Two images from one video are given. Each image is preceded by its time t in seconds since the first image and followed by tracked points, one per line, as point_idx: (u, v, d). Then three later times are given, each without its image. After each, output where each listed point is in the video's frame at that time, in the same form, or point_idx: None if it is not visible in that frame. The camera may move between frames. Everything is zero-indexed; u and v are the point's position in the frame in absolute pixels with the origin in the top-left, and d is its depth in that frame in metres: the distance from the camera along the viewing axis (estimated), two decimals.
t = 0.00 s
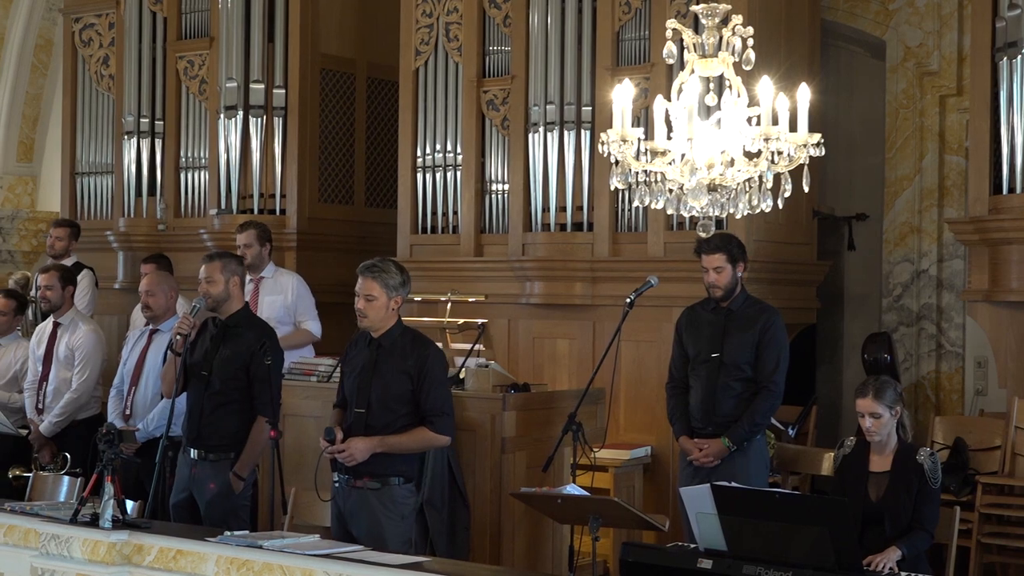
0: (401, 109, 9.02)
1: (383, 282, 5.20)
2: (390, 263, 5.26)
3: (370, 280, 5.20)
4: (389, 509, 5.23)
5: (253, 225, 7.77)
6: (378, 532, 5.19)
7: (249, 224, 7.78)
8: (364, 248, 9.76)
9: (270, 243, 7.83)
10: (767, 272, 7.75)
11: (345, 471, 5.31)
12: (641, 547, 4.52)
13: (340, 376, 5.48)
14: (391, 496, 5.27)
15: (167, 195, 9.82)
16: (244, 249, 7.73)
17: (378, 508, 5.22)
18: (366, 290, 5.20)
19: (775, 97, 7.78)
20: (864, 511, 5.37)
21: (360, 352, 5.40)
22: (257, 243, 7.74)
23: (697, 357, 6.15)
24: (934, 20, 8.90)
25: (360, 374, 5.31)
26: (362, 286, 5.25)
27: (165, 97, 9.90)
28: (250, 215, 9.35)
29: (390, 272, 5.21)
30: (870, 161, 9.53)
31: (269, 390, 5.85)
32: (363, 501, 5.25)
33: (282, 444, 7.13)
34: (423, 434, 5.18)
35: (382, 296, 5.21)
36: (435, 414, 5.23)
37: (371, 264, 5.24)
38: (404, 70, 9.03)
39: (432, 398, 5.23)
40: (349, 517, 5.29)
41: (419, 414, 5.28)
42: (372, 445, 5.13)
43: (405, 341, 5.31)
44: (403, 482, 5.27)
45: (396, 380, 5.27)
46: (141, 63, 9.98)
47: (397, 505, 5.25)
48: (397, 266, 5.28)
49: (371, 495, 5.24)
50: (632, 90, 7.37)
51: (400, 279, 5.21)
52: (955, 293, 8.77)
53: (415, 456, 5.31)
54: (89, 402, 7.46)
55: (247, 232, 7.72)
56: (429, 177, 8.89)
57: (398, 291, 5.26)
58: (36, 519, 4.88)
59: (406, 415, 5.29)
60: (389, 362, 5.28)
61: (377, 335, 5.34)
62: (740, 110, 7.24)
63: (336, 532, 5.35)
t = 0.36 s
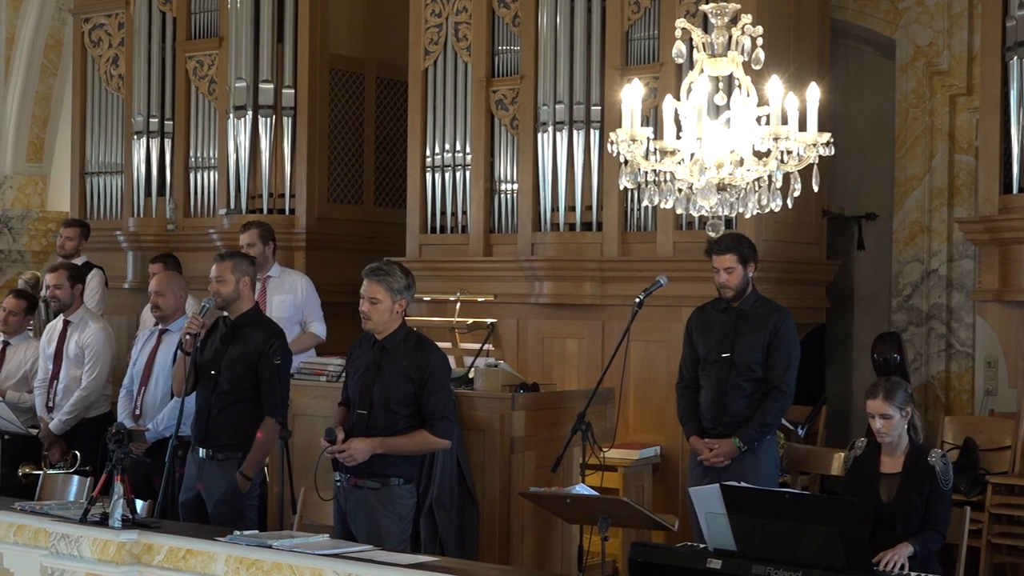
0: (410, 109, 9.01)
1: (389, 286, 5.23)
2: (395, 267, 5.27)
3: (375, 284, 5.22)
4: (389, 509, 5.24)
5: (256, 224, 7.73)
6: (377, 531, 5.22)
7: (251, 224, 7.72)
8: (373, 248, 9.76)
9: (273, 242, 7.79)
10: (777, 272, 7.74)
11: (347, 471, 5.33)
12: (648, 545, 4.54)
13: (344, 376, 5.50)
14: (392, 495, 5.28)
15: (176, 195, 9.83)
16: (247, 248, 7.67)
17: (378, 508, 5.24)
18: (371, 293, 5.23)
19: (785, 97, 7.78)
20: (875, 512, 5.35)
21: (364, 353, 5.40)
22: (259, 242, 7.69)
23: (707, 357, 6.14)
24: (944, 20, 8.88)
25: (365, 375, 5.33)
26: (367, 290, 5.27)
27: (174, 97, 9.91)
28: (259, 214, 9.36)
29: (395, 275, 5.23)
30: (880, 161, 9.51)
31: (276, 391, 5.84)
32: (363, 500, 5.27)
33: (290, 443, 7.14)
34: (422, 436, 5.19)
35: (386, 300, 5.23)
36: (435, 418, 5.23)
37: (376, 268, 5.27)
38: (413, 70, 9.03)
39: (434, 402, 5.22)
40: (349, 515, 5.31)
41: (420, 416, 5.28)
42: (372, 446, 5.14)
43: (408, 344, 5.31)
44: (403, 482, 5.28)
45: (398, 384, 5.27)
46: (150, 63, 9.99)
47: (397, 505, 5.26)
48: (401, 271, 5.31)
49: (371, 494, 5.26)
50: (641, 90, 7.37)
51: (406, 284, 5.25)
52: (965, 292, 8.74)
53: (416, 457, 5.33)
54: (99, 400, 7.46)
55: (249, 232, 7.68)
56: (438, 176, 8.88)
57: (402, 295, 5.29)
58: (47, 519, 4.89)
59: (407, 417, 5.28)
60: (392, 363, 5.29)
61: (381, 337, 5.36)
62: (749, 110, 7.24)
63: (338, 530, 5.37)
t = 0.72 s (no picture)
0: (418, 104, 8.85)
1: (394, 284, 5.10)
2: (398, 264, 5.15)
3: (380, 282, 5.10)
4: (410, 513, 5.14)
5: (254, 226, 7.49)
6: (400, 536, 5.11)
7: (250, 225, 7.50)
8: (379, 247, 9.60)
9: (271, 242, 7.55)
10: (795, 271, 7.57)
11: (363, 475, 5.20)
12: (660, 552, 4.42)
13: (351, 379, 5.39)
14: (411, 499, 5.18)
15: (179, 193, 9.69)
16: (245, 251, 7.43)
17: (400, 512, 5.14)
18: (376, 293, 5.10)
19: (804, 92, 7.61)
20: (895, 518, 5.16)
21: (372, 354, 5.30)
22: (257, 244, 7.46)
23: (724, 358, 5.99)
24: (965, 13, 8.70)
25: (374, 378, 5.22)
26: (371, 289, 5.15)
27: (177, 93, 9.77)
28: (264, 212, 9.21)
29: (400, 272, 5.11)
30: (898, 158, 9.33)
31: (287, 386, 5.72)
32: (384, 505, 5.16)
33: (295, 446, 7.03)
34: (442, 434, 5.11)
35: (393, 298, 5.11)
36: (453, 414, 5.14)
37: (379, 267, 5.13)
38: (420, 64, 8.87)
39: (450, 397, 5.14)
40: (368, 522, 5.19)
41: (436, 415, 5.20)
42: (391, 449, 5.05)
43: (417, 343, 5.21)
44: (422, 484, 5.19)
45: (411, 382, 5.18)
46: (152, 58, 9.85)
47: (418, 508, 5.16)
48: (405, 267, 5.17)
49: (390, 498, 5.16)
50: (654, 84, 7.20)
51: (411, 280, 5.11)
52: (986, 292, 8.55)
53: (433, 457, 5.23)
54: (103, 403, 7.31)
55: (247, 233, 7.44)
56: (446, 173, 8.72)
57: (409, 292, 5.16)
58: (47, 522, 4.75)
59: (424, 416, 5.19)
60: (404, 364, 5.19)
61: (388, 338, 5.24)
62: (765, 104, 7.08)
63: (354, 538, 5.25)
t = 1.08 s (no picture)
0: (427, 98, 8.62)
1: (407, 278, 5.02)
2: (409, 260, 5.09)
3: (392, 277, 5.03)
4: (434, 519, 5.06)
5: (249, 227, 7.31)
6: (424, 544, 5.02)
7: (243, 226, 7.31)
8: (386, 246, 9.38)
9: (266, 243, 7.35)
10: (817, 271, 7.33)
11: (386, 482, 5.12)
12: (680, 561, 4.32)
13: (367, 382, 5.32)
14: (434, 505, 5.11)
15: (181, 189, 9.49)
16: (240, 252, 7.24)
17: (424, 518, 5.06)
18: (390, 288, 5.01)
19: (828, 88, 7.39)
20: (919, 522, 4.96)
21: (388, 355, 5.23)
22: (252, 244, 7.28)
23: (748, 361, 5.84)
24: (992, 3, 8.43)
25: (392, 381, 5.16)
26: (383, 285, 5.06)
27: (178, 86, 9.56)
28: (267, 209, 8.99)
29: (412, 267, 5.04)
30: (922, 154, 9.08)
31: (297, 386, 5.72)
32: (407, 513, 5.08)
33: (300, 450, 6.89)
34: (466, 432, 5.04)
35: (406, 293, 5.04)
36: (477, 411, 5.08)
37: (390, 262, 5.06)
38: (429, 57, 8.64)
39: (472, 395, 5.08)
40: (390, 530, 5.10)
41: (458, 414, 5.14)
42: (414, 450, 4.97)
43: (434, 341, 5.14)
44: (447, 490, 5.12)
45: (432, 380, 5.11)
46: (153, 50, 9.64)
47: (442, 514, 5.08)
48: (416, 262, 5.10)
49: (414, 505, 5.08)
50: (670, 77, 6.98)
51: (424, 274, 5.04)
52: (1015, 292, 8.31)
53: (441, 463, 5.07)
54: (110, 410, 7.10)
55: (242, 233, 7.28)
56: (456, 169, 8.50)
57: (422, 286, 5.09)
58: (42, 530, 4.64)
59: (446, 416, 5.13)
60: (424, 361, 5.12)
61: (403, 336, 5.15)
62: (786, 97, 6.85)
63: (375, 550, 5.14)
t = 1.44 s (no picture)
0: (435, 90, 8.40)
1: (427, 272, 4.87)
2: (431, 255, 4.94)
3: (412, 272, 4.87)
4: (458, 527, 4.91)
5: (244, 226, 7.18)
6: (447, 553, 4.88)
7: (236, 226, 7.17)
8: (393, 243, 9.18)
9: (259, 242, 7.17)
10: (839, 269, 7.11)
11: (407, 489, 4.98)
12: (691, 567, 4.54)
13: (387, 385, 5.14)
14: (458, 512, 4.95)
15: (181, 185, 9.28)
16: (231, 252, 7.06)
17: (447, 526, 4.91)
18: (409, 282, 4.86)
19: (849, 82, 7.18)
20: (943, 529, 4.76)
21: (407, 356, 5.04)
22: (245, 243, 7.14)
23: (772, 362, 5.65)
24: None
25: (410, 382, 4.99)
26: (403, 280, 4.91)
27: (178, 79, 9.35)
28: (270, 206, 8.78)
29: (434, 261, 4.89)
30: (944, 148, 8.85)
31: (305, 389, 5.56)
32: (430, 521, 4.94)
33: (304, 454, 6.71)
34: (486, 436, 4.87)
35: (426, 288, 4.88)
36: (498, 413, 4.90)
37: (410, 256, 4.91)
38: (437, 48, 8.42)
39: (493, 394, 4.90)
40: (412, 538, 4.95)
41: (480, 415, 4.95)
42: (431, 453, 4.81)
43: (455, 339, 4.96)
44: (471, 495, 4.96)
45: (452, 379, 4.93)
46: (152, 42, 9.42)
47: (467, 522, 4.93)
48: (437, 257, 4.95)
49: (437, 511, 4.93)
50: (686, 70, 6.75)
51: (445, 269, 4.89)
52: None
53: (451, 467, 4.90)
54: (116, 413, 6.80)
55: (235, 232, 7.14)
56: (464, 165, 8.28)
57: (442, 282, 4.93)
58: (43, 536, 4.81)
59: (468, 417, 4.95)
60: (444, 360, 4.94)
61: (422, 335, 4.99)
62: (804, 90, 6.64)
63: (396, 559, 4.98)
